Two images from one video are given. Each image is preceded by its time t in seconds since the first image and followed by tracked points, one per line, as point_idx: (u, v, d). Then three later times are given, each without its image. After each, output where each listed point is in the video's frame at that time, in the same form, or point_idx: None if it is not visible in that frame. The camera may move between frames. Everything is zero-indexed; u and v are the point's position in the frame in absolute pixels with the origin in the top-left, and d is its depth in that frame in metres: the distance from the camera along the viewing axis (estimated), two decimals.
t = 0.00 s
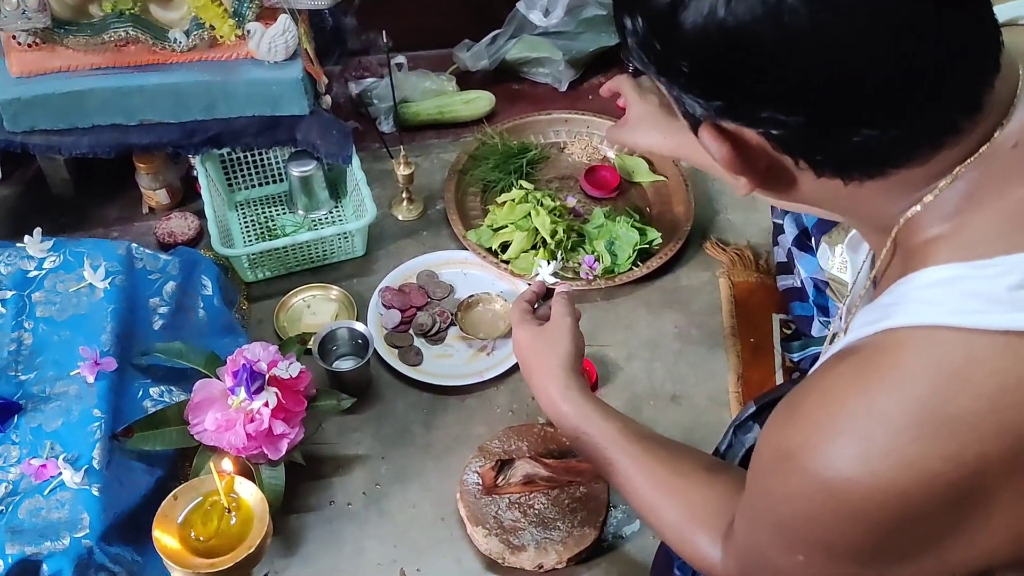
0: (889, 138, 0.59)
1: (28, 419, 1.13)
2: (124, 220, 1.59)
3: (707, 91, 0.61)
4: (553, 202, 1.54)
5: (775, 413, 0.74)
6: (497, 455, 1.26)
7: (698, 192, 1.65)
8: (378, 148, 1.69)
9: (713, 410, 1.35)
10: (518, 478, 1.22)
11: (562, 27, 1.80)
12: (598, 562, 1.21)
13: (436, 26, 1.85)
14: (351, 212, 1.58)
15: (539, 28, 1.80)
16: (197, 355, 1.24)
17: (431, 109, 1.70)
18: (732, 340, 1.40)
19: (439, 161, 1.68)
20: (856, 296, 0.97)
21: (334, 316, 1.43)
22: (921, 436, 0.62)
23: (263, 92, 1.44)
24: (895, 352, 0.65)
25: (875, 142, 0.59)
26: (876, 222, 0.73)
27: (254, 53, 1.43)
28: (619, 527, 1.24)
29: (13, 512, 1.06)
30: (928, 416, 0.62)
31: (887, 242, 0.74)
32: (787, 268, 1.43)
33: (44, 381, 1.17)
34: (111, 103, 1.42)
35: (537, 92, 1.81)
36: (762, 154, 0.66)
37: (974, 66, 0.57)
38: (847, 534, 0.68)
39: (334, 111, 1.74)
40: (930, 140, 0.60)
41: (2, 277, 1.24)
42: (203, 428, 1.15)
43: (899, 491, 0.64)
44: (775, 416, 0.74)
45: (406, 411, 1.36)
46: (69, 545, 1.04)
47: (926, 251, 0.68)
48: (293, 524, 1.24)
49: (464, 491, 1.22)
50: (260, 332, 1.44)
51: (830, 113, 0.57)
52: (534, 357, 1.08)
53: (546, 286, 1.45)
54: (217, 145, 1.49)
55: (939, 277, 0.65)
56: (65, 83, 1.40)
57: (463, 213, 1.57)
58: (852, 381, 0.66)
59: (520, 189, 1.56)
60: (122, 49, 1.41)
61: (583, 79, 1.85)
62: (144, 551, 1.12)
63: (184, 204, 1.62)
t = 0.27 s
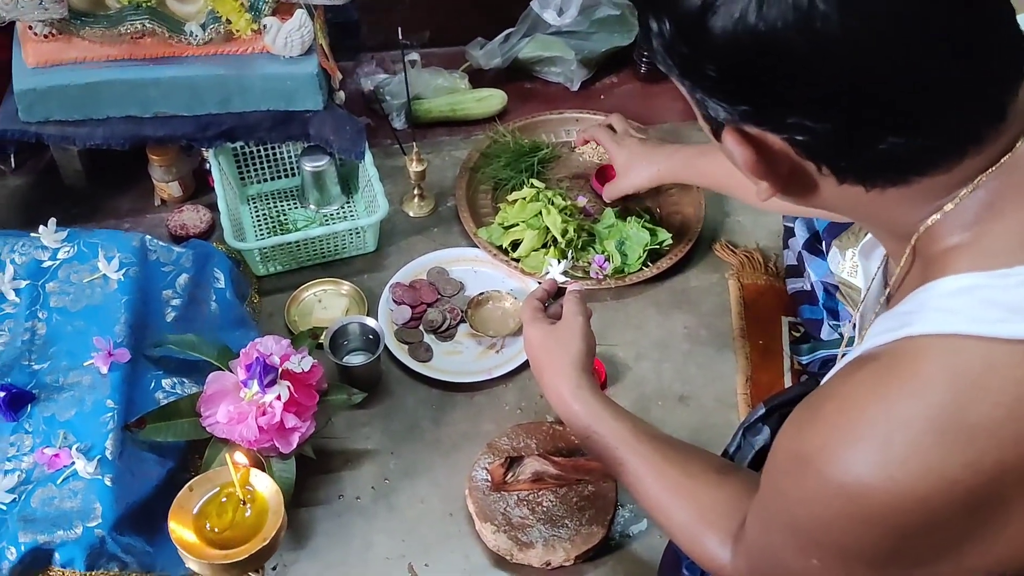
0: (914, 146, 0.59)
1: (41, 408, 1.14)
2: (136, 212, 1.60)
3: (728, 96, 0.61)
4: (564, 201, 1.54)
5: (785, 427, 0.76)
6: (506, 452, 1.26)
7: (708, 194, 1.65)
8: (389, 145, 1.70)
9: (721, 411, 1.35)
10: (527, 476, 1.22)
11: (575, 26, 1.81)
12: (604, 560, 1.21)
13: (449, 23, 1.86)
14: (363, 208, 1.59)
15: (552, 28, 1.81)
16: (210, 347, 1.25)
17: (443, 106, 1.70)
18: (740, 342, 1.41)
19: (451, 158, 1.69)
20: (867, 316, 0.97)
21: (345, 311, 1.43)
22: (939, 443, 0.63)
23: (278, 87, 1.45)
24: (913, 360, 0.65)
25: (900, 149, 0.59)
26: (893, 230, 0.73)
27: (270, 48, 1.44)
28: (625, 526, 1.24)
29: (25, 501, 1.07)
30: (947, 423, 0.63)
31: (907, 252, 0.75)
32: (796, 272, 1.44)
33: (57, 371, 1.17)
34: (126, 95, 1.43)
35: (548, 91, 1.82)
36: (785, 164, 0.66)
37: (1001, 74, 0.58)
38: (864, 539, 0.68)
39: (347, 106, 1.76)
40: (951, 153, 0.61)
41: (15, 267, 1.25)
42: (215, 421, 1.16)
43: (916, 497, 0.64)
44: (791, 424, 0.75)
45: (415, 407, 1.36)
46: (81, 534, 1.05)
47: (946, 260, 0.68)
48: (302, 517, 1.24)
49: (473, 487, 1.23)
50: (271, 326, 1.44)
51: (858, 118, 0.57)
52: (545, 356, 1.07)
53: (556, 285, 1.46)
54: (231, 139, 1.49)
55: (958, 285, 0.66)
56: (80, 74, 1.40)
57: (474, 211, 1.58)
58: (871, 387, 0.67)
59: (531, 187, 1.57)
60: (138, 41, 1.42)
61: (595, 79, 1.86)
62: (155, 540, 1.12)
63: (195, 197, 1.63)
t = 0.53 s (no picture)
0: (942, 147, 0.59)
1: (51, 396, 1.14)
2: (147, 202, 1.61)
3: (760, 99, 0.61)
4: (573, 200, 1.54)
5: (794, 430, 0.76)
6: (512, 449, 1.27)
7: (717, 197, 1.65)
8: (402, 141, 1.70)
9: (727, 413, 1.35)
10: (532, 472, 1.22)
11: (588, 26, 1.81)
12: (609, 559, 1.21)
13: (462, 21, 1.86)
14: (373, 203, 1.59)
15: (565, 27, 1.82)
16: (220, 338, 1.25)
17: (455, 103, 1.71)
18: (748, 345, 1.41)
19: (461, 155, 1.69)
20: (875, 317, 0.96)
21: (353, 305, 1.44)
22: (949, 451, 0.63)
23: (291, 80, 1.45)
24: (923, 367, 0.66)
25: (934, 152, 0.60)
26: (906, 237, 0.73)
27: (284, 41, 1.45)
28: (629, 525, 1.24)
29: (34, 487, 1.07)
30: (956, 431, 0.63)
31: (919, 259, 0.75)
32: (805, 275, 1.44)
33: (67, 358, 1.18)
34: (140, 85, 1.43)
35: (560, 90, 1.82)
36: (809, 168, 0.67)
37: None
38: (872, 546, 0.68)
39: (359, 100, 1.77)
40: (980, 156, 0.61)
41: (27, 254, 1.26)
42: (224, 412, 1.16)
43: (925, 505, 0.64)
44: (799, 428, 0.75)
45: (422, 403, 1.37)
46: (88, 522, 1.05)
47: (958, 268, 0.68)
48: (308, 509, 1.25)
49: (479, 483, 1.23)
50: (279, 319, 1.45)
51: (887, 120, 0.58)
52: (545, 364, 1.08)
53: (563, 283, 1.45)
54: (243, 131, 1.50)
55: (969, 294, 0.66)
56: (95, 64, 1.41)
57: (483, 209, 1.58)
58: (880, 394, 0.67)
59: (541, 186, 1.57)
60: (152, 32, 1.43)
61: (606, 79, 1.86)
62: (162, 529, 1.12)
63: (206, 188, 1.63)
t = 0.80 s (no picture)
0: (975, 150, 0.59)
1: (64, 385, 1.15)
2: (161, 194, 1.62)
3: (792, 102, 0.61)
4: (585, 201, 1.55)
5: (808, 435, 0.73)
6: (521, 447, 1.28)
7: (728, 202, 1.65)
8: (413, 138, 1.71)
9: (734, 417, 1.36)
10: (540, 472, 1.21)
11: (603, 29, 1.82)
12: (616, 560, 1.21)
13: (477, 20, 1.88)
14: (385, 200, 1.60)
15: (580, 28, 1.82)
16: (232, 331, 1.25)
17: (469, 103, 1.72)
18: (757, 349, 1.42)
19: (474, 155, 1.70)
20: (887, 328, 0.96)
21: (365, 302, 1.45)
22: (962, 458, 0.62)
23: (308, 76, 1.46)
24: (937, 374, 0.64)
25: (968, 152, 0.59)
26: (923, 247, 0.73)
27: (302, 37, 1.45)
28: (635, 527, 1.24)
29: (47, 476, 1.08)
30: (970, 438, 0.62)
31: (936, 267, 0.74)
32: (814, 282, 1.44)
33: (81, 348, 1.18)
34: (157, 78, 1.44)
35: (573, 91, 1.84)
36: (836, 174, 0.66)
37: None
38: (883, 553, 0.67)
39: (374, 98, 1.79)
40: (1011, 164, 0.61)
41: (42, 244, 1.27)
42: (236, 405, 1.17)
43: (938, 511, 0.63)
44: (808, 435, 0.73)
45: (432, 400, 1.37)
46: (100, 511, 1.05)
47: (972, 278, 0.68)
48: (316, 503, 1.25)
49: (486, 480, 1.24)
50: (291, 313, 1.46)
51: (918, 124, 0.58)
52: (522, 385, 1.02)
53: (573, 284, 1.47)
54: (258, 125, 1.51)
55: (985, 302, 0.65)
56: (113, 55, 1.41)
57: (495, 209, 1.59)
58: (893, 400, 0.66)
59: (553, 186, 1.57)
60: (170, 25, 1.43)
61: (619, 81, 1.87)
62: (172, 520, 1.12)
63: (219, 182, 1.64)
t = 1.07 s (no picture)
0: (988, 166, 0.59)
1: (71, 374, 1.15)
2: (168, 186, 1.63)
3: (807, 114, 0.61)
4: (591, 203, 1.55)
5: (816, 437, 0.73)
6: (523, 447, 1.28)
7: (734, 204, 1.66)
8: (421, 137, 1.73)
9: (736, 420, 1.37)
10: (542, 472, 1.21)
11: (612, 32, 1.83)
12: (616, 560, 1.21)
13: (487, 20, 1.88)
14: (392, 197, 1.60)
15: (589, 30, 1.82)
16: (238, 324, 1.25)
17: (477, 102, 1.73)
18: (760, 353, 1.42)
19: (481, 154, 1.71)
20: (891, 336, 0.95)
21: (370, 299, 1.45)
22: (967, 466, 0.62)
23: (318, 72, 1.46)
24: (944, 382, 0.64)
25: (980, 168, 0.59)
26: (932, 258, 0.73)
27: (313, 33, 1.46)
28: (636, 529, 1.24)
29: (52, 465, 1.08)
30: (975, 447, 0.62)
31: (943, 279, 0.74)
32: (818, 288, 1.44)
33: (88, 338, 1.19)
34: (167, 70, 1.44)
35: (581, 93, 1.85)
36: (847, 186, 0.66)
37: None
38: (887, 557, 0.67)
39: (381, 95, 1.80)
40: None
41: (50, 234, 1.27)
42: (240, 398, 1.17)
43: (941, 518, 0.63)
44: (814, 439, 0.73)
45: (435, 397, 1.38)
46: (105, 501, 1.06)
47: (980, 288, 0.68)
48: (318, 498, 1.26)
49: (488, 479, 1.24)
50: (296, 308, 1.46)
51: (931, 139, 0.57)
52: (525, 387, 1.02)
53: (578, 285, 1.46)
54: (266, 121, 1.51)
55: (994, 312, 0.64)
56: (124, 48, 1.42)
57: (501, 209, 1.59)
58: (900, 407, 0.65)
59: (559, 187, 1.57)
60: (181, 19, 1.44)
61: (626, 84, 1.88)
62: (175, 512, 1.13)
63: (227, 176, 1.65)
